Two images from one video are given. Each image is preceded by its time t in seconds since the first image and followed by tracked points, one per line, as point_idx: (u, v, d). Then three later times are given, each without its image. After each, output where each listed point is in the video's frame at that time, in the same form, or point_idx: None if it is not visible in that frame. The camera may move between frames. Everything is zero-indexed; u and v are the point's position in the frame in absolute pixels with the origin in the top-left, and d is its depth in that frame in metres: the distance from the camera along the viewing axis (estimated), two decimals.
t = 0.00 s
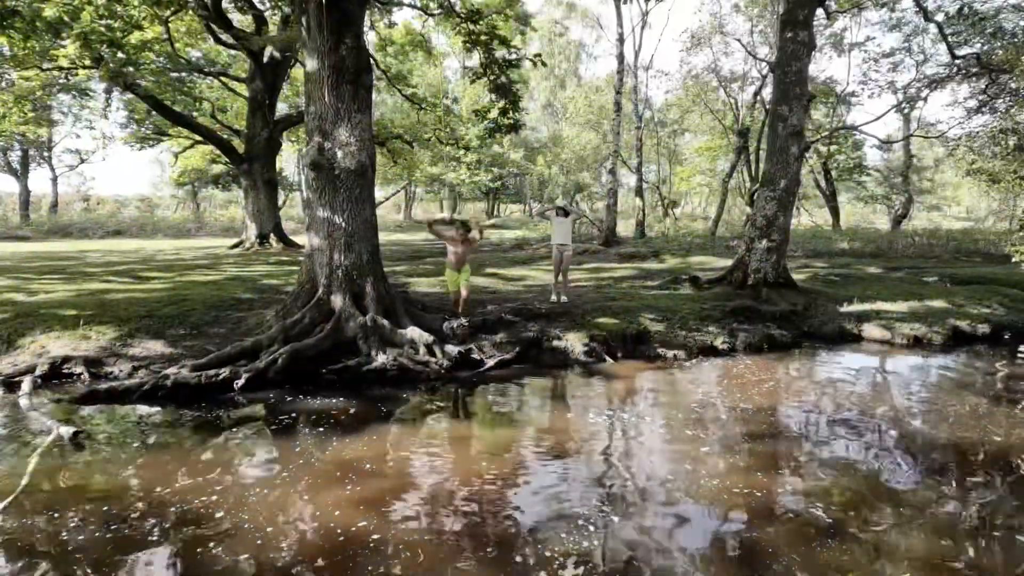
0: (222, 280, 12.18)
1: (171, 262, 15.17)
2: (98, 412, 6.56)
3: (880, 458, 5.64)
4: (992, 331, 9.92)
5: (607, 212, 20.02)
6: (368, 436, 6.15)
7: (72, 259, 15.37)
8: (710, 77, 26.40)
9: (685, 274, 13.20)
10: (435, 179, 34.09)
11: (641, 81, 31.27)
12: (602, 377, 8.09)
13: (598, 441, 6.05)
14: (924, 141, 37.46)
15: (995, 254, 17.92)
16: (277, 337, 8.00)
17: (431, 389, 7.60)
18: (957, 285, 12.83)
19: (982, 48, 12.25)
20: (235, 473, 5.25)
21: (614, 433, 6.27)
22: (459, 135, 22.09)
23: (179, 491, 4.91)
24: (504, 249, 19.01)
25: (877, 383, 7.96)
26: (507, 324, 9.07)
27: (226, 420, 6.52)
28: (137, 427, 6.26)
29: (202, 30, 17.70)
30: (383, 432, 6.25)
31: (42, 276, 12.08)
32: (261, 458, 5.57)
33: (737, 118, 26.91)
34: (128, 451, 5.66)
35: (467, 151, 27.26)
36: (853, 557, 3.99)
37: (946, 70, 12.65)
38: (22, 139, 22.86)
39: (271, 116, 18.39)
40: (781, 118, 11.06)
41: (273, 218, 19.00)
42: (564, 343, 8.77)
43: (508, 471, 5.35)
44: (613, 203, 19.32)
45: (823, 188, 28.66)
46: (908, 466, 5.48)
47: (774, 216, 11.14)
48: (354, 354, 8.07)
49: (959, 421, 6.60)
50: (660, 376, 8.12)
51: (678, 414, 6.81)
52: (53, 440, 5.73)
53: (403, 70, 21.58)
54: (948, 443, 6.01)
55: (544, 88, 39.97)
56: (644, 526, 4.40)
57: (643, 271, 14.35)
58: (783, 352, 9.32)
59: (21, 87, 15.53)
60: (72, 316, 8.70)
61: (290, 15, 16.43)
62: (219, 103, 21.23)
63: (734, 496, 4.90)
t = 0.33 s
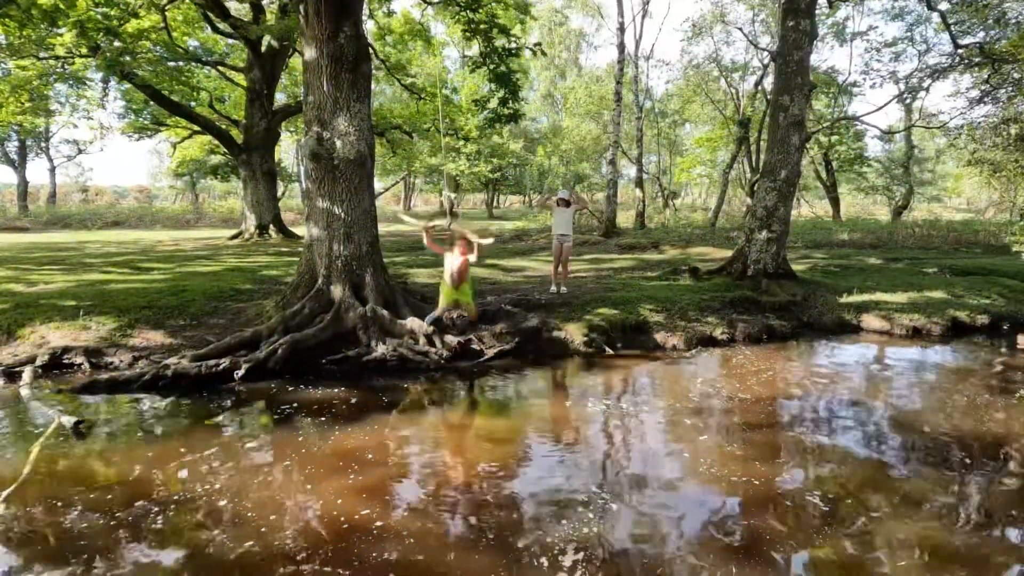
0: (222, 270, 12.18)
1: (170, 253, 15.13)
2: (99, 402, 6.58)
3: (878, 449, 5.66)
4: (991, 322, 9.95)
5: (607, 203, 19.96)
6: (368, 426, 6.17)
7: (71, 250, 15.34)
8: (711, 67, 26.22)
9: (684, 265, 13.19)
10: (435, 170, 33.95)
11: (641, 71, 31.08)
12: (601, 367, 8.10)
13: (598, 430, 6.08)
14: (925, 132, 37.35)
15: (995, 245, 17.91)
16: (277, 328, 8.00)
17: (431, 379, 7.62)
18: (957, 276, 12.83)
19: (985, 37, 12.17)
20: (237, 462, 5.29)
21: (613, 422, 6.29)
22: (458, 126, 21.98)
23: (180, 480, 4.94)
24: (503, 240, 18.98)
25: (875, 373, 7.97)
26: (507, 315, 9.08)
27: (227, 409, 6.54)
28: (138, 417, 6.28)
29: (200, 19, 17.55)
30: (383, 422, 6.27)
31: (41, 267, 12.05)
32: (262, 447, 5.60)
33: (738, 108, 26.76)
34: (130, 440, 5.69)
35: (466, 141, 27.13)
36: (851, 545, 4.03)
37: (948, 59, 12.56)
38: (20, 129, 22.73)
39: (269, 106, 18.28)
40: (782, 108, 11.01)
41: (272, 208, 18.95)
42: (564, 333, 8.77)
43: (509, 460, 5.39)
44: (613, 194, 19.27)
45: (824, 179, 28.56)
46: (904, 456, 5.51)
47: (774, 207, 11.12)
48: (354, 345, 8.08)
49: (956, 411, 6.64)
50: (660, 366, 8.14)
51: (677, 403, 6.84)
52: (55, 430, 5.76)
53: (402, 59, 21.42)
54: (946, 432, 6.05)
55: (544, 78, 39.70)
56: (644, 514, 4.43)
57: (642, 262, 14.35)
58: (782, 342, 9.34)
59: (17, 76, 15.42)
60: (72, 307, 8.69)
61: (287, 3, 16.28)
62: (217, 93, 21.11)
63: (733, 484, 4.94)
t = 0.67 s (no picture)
0: (225, 259, 12.20)
1: (173, 243, 15.14)
2: (104, 390, 6.64)
3: (880, 439, 5.66)
4: (995, 312, 9.91)
5: (610, 193, 19.87)
6: (371, 414, 6.21)
7: (74, 239, 15.37)
8: (715, 55, 25.97)
9: (687, 255, 13.15)
10: (437, 159, 33.79)
11: (645, 59, 30.80)
12: (603, 356, 8.11)
13: (600, 419, 6.10)
14: (930, 121, 37.05)
15: (1001, 235, 17.77)
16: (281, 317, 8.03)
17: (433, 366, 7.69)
18: (961, 267, 12.78)
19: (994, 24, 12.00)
20: (241, 448, 5.35)
21: (615, 411, 6.31)
22: (460, 114, 21.86)
23: (186, 467, 4.99)
24: (506, 230, 18.92)
25: (878, 363, 7.97)
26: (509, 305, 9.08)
27: (231, 397, 6.59)
28: (143, 404, 6.34)
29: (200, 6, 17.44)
30: (386, 410, 6.32)
31: (45, 256, 12.10)
32: (266, 434, 5.65)
33: (742, 97, 26.52)
34: (136, 427, 5.75)
35: (469, 130, 26.95)
36: (852, 533, 4.05)
37: (956, 47, 12.40)
38: (22, 118, 22.72)
39: (271, 95, 18.21)
40: (787, 97, 10.91)
41: (275, 197, 18.93)
42: (566, 322, 8.77)
43: (511, 447, 5.42)
44: (615, 184, 19.17)
45: (828, 168, 28.34)
46: (905, 445, 5.52)
47: (778, 196, 11.05)
48: (357, 334, 8.11)
49: (959, 401, 6.64)
50: (662, 356, 8.14)
51: (679, 392, 6.85)
52: (62, 417, 5.82)
53: (403, 47, 21.26)
54: (948, 423, 6.04)
55: (547, 66, 39.36)
56: (646, 502, 4.45)
57: (644, 252, 14.34)
58: (785, 332, 9.34)
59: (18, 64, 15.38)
60: (77, 295, 8.73)
61: None
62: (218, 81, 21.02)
63: (733, 471, 4.98)
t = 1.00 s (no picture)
0: (229, 251, 12.21)
1: (178, 234, 15.18)
2: (111, 380, 6.69)
3: (885, 431, 5.66)
4: (1001, 305, 9.84)
5: (614, 185, 19.79)
6: (376, 405, 6.23)
7: (79, 230, 15.42)
8: (721, 45, 25.72)
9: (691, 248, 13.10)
10: (441, 152, 33.70)
11: (650, 50, 30.54)
12: (607, 348, 8.10)
13: (604, 410, 6.11)
14: (938, 113, 36.72)
15: (1009, 228, 17.60)
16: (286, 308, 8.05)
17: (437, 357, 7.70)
18: (968, 259, 12.70)
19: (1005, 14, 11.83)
20: (248, 438, 5.39)
21: (619, 403, 6.31)
22: (464, 106, 21.76)
23: (193, 456, 5.03)
24: (510, 222, 18.88)
25: (883, 356, 7.95)
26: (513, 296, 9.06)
27: (237, 387, 6.63)
28: (150, 394, 6.39)
29: None
30: (391, 401, 6.35)
31: (51, 247, 12.14)
32: (272, 424, 5.69)
33: (748, 88, 26.27)
34: (144, 417, 5.80)
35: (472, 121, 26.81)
36: (857, 523, 4.08)
37: (966, 37, 12.24)
38: (27, 110, 22.74)
39: (274, 87, 18.16)
40: (794, 87, 10.80)
41: (279, 189, 18.92)
42: (570, 315, 8.75)
43: (515, 439, 5.43)
44: (619, 176, 19.06)
45: (835, 160, 28.11)
46: (909, 438, 5.52)
47: (784, 187, 10.97)
48: (361, 325, 8.13)
49: (964, 394, 6.61)
50: (666, 348, 8.12)
51: (683, 385, 6.85)
52: (70, 407, 5.87)
53: (407, 38, 21.14)
54: (953, 415, 6.03)
55: (551, 57, 39.08)
56: (651, 492, 4.47)
57: (649, 244, 14.29)
58: (789, 325, 9.31)
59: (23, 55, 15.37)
60: (83, 287, 8.77)
61: None
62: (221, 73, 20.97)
63: (738, 463, 4.97)
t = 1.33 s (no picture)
0: (236, 244, 12.25)
1: (185, 227, 15.25)
2: (119, 371, 6.76)
3: (891, 425, 5.63)
4: (1011, 300, 9.75)
5: (620, 178, 19.70)
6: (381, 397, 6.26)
7: (87, 223, 15.51)
8: (728, 37, 25.48)
9: (697, 241, 13.05)
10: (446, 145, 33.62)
11: (656, 43, 30.32)
12: (613, 341, 8.09)
13: (609, 403, 6.12)
14: (948, 106, 36.33)
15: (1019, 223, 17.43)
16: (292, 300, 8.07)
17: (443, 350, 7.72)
18: (976, 253, 12.60)
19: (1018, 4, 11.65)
20: (256, 428, 5.44)
21: (624, 395, 6.31)
22: (469, 99, 21.69)
23: (202, 446, 5.08)
24: (515, 215, 18.84)
25: (889, 350, 7.90)
26: (518, 289, 9.05)
27: (245, 378, 6.68)
28: (158, 385, 6.44)
29: None
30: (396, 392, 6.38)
31: (60, 240, 12.23)
32: (280, 415, 5.74)
33: (755, 80, 26.03)
34: (152, 407, 5.85)
35: (477, 114, 26.72)
36: (862, 515, 4.08)
37: (978, 28, 12.08)
38: (35, 103, 22.83)
39: (280, 80, 18.15)
40: (802, 79, 10.71)
41: (285, 182, 18.95)
42: (575, 307, 8.74)
43: (521, 430, 5.44)
44: (625, 169, 18.98)
45: (843, 154, 27.85)
46: (916, 432, 5.50)
47: (791, 180, 10.91)
48: (367, 317, 8.14)
49: (971, 388, 6.58)
50: (671, 342, 8.11)
51: (688, 378, 6.83)
52: (80, 396, 5.94)
53: (412, 30, 21.06)
54: (960, 409, 6.00)
55: (557, 50, 38.85)
56: (657, 484, 4.48)
57: (654, 237, 14.25)
58: (795, 319, 9.28)
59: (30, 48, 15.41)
60: (91, 279, 8.83)
61: None
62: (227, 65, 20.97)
63: (742, 455, 4.98)
